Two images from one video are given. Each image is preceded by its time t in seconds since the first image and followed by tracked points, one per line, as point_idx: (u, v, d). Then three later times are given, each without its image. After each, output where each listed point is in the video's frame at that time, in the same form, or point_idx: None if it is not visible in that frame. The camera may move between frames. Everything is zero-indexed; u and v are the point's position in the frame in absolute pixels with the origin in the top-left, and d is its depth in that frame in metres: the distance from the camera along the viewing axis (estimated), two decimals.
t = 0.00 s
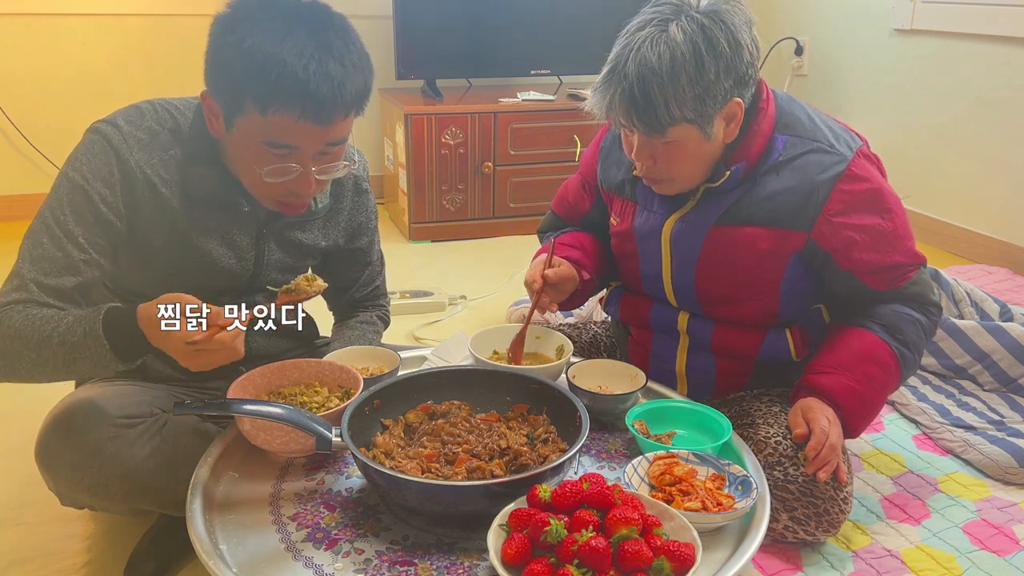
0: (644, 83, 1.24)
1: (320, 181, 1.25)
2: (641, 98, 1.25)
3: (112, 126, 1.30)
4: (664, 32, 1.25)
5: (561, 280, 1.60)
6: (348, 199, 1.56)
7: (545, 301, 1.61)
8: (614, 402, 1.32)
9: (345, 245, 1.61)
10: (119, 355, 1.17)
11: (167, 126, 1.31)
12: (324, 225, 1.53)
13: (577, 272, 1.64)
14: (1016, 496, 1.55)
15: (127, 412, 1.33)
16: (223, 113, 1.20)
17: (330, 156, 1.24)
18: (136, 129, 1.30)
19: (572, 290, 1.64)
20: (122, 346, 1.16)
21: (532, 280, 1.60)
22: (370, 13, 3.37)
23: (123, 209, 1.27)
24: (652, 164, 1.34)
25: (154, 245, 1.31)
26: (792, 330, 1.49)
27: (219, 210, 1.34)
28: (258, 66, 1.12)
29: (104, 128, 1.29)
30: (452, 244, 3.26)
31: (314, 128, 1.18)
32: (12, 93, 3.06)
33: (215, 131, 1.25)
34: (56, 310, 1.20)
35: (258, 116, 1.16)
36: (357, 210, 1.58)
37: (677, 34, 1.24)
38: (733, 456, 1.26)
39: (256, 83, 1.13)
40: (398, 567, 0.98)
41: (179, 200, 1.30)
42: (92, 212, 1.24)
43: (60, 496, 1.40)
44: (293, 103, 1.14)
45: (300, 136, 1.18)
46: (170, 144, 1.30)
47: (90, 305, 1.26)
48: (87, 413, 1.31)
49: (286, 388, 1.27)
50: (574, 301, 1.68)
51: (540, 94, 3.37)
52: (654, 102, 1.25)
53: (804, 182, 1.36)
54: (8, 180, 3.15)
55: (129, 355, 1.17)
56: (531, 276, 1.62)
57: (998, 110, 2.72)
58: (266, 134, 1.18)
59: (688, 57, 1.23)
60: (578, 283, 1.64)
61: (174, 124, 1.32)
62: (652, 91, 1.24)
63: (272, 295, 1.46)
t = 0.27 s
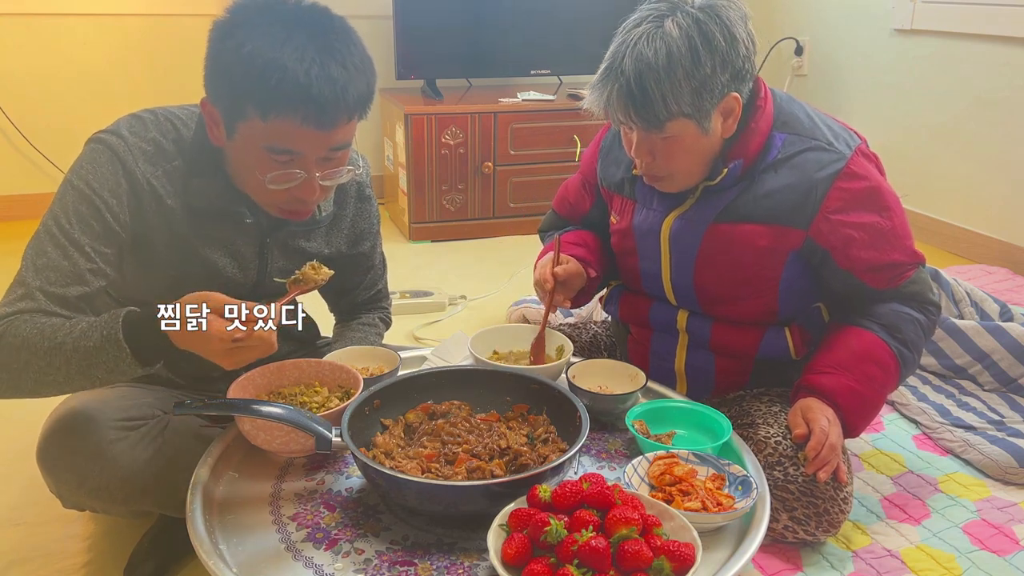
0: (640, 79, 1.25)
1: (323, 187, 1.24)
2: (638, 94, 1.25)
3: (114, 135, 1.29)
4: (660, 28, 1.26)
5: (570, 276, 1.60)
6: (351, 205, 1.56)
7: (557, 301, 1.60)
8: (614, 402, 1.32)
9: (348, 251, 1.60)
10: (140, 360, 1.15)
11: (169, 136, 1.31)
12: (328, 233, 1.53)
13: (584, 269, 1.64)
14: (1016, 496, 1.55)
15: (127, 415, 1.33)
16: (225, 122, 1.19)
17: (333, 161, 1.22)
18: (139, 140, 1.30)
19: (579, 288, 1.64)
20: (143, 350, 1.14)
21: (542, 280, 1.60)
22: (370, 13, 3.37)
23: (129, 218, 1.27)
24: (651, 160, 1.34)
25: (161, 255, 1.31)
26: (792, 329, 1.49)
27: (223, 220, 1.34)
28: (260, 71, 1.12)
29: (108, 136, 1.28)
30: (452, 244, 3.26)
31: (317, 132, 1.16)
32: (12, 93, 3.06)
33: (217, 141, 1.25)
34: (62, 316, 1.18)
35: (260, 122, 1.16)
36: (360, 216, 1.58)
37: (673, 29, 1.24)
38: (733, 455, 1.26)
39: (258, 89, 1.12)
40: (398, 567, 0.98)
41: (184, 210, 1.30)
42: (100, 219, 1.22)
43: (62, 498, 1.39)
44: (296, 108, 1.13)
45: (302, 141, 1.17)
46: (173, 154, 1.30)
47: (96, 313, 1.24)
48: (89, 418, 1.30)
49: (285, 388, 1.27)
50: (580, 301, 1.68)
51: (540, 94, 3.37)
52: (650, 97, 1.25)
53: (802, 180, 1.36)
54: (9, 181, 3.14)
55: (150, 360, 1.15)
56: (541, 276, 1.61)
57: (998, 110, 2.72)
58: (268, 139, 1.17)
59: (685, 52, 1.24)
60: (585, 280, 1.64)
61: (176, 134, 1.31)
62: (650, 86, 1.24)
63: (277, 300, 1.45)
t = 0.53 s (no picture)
0: (644, 76, 1.25)
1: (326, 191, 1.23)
2: (642, 91, 1.25)
3: (117, 139, 1.29)
4: (664, 26, 1.26)
5: (570, 282, 1.60)
6: (353, 209, 1.55)
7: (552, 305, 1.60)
8: (614, 402, 1.32)
9: (350, 254, 1.61)
10: (152, 361, 1.13)
11: (172, 141, 1.32)
12: (329, 238, 1.53)
13: (585, 274, 1.63)
14: (1016, 496, 1.55)
15: (127, 414, 1.34)
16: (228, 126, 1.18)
17: (337, 167, 1.21)
18: (143, 144, 1.30)
19: (580, 292, 1.63)
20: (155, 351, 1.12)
21: (540, 283, 1.60)
22: (370, 13, 3.37)
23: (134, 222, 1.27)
24: (654, 158, 1.34)
25: (165, 260, 1.32)
26: (792, 328, 1.49)
27: (226, 225, 1.35)
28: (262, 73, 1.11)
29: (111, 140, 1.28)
30: (452, 244, 3.26)
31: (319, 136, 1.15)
32: (12, 93, 3.06)
33: (218, 145, 1.25)
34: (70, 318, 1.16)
35: (263, 127, 1.14)
36: (363, 219, 1.58)
37: (677, 27, 1.25)
38: (733, 455, 1.25)
39: (261, 92, 1.12)
40: (398, 567, 0.98)
41: (187, 215, 1.31)
42: (104, 222, 1.22)
43: (60, 497, 1.39)
44: (300, 111, 1.12)
45: (306, 146, 1.16)
46: (177, 160, 1.31)
47: (97, 315, 1.22)
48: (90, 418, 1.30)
49: (286, 388, 1.27)
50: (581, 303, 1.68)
51: (540, 94, 3.37)
52: (655, 94, 1.25)
53: (804, 180, 1.36)
54: (9, 181, 3.14)
55: (161, 361, 1.13)
56: (540, 279, 1.61)
57: (998, 110, 2.72)
58: (271, 144, 1.16)
59: (689, 50, 1.24)
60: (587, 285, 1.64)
61: (179, 139, 1.32)
62: (654, 84, 1.24)
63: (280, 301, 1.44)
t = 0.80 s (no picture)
0: (646, 74, 1.25)
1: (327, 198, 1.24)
2: (644, 89, 1.25)
3: (122, 144, 1.29)
4: (665, 23, 1.26)
5: (575, 287, 1.60)
6: (357, 214, 1.53)
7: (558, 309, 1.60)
8: (614, 402, 1.32)
9: (351, 257, 1.61)
10: (160, 355, 1.15)
11: (176, 149, 1.28)
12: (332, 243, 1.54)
13: (587, 276, 1.64)
14: (1016, 496, 1.55)
15: (128, 414, 1.34)
16: (228, 129, 1.15)
17: (337, 173, 1.21)
18: (147, 151, 1.28)
19: (582, 295, 1.64)
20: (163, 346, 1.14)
21: (545, 288, 1.59)
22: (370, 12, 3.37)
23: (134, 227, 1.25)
24: (656, 157, 1.34)
25: (166, 265, 1.28)
26: (792, 328, 1.49)
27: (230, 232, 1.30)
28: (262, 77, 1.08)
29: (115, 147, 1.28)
30: (452, 244, 3.26)
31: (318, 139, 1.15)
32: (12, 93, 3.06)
33: (218, 153, 1.21)
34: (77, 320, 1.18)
35: (262, 130, 1.13)
36: (366, 224, 1.57)
37: (679, 25, 1.25)
38: (733, 456, 1.25)
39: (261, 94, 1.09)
40: (397, 567, 0.98)
41: (189, 222, 1.27)
42: (106, 228, 1.22)
43: (61, 497, 1.39)
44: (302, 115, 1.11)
45: (306, 148, 1.16)
46: (179, 165, 1.27)
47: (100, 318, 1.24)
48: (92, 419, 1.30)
49: (286, 388, 1.27)
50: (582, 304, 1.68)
51: (540, 94, 3.37)
52: (657, 92, 1.25)
53: (805, 180, 1.36)
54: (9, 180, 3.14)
55: (169, 355, 1.16)
56: (544, 284, 1.60)
57: (998, 110, 2.72)
58: (272, 148, 1.14)
59: (691, 47, 1.24)
60: (589, 287, 1.64)
61: (182, 146, 1.29)
62: (656, 82, 1.24)
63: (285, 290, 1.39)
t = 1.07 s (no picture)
0: (642, 74, 1.25)
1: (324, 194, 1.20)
2: (641, 89, 1.25)
3: (126, 148, 1.30)
4: (661, 23, 1.26)
5: (564, 279, 1.61)
6: (358, 218, 1.56)
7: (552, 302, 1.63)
8: (615, 402, 1.32)
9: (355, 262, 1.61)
10: (177, 336, 1.11)
11: (177, 152, 1.33)
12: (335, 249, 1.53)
13: (580, 270, 1.64)
14: (1016, 496, 1.55)
15: (129, 415, 1.34)
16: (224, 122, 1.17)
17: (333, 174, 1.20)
18: (151, 155, 1.30)
19: (576, 289, 1.64)
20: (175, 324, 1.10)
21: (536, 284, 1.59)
22: (370, 13, 3.38)
23: (139, 230, 1.26)
24: (653, 157, 1.34)
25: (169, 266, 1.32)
26: (792, 328, 1.49)
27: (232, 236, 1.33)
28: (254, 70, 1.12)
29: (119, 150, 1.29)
30: (452, 244, 3.26)
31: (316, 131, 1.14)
32: (12, 93, 3.06)
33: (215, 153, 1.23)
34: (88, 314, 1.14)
35: (257, 121, 1.13)
36: (368, 229, 1.58)
37: (674, 24, 1.25)
38: (733, 455, 1.25)
39: (257, 88, 1.11)
40: (397, 567, 0.98)
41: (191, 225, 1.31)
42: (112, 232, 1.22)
43: (61, 498, 1.39)
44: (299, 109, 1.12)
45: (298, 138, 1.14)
46: (183, 170, 1.31)
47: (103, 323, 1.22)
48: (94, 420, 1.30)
49: (286, 388, 1.27)
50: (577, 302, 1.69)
51: (540, 94, 3.37)
52: (653, 91, 1.25)
53: (803, 179, 1.36)
54: (9, 181, 3.14)
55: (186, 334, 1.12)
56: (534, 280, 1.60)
57: (998, 110, 2.72)
58: (266, 136, 1.14)
59: (686, 47, 1.24)
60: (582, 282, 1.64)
61: (183, 149, 1.33)
62: (652, 81, 1.25)
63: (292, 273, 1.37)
